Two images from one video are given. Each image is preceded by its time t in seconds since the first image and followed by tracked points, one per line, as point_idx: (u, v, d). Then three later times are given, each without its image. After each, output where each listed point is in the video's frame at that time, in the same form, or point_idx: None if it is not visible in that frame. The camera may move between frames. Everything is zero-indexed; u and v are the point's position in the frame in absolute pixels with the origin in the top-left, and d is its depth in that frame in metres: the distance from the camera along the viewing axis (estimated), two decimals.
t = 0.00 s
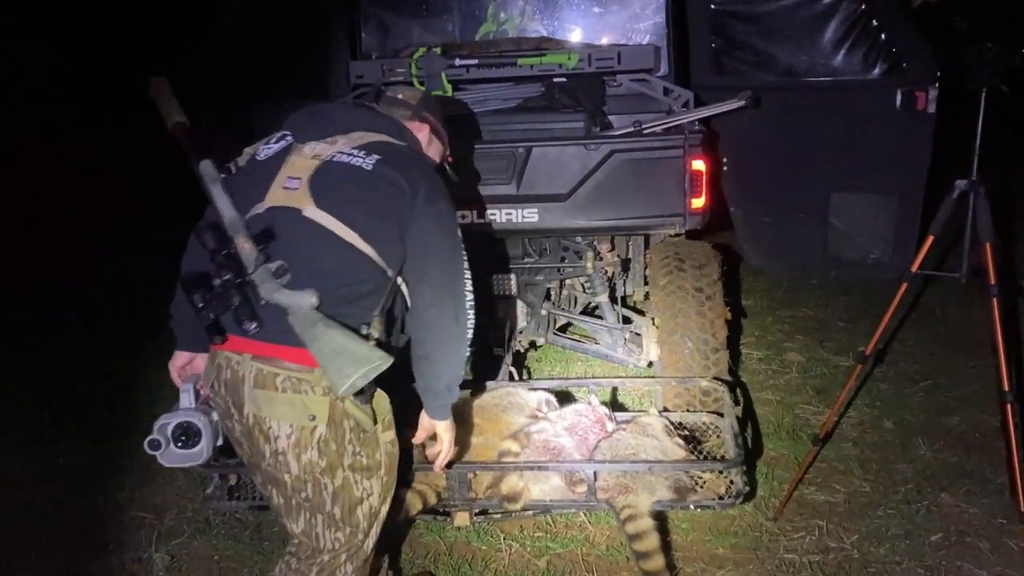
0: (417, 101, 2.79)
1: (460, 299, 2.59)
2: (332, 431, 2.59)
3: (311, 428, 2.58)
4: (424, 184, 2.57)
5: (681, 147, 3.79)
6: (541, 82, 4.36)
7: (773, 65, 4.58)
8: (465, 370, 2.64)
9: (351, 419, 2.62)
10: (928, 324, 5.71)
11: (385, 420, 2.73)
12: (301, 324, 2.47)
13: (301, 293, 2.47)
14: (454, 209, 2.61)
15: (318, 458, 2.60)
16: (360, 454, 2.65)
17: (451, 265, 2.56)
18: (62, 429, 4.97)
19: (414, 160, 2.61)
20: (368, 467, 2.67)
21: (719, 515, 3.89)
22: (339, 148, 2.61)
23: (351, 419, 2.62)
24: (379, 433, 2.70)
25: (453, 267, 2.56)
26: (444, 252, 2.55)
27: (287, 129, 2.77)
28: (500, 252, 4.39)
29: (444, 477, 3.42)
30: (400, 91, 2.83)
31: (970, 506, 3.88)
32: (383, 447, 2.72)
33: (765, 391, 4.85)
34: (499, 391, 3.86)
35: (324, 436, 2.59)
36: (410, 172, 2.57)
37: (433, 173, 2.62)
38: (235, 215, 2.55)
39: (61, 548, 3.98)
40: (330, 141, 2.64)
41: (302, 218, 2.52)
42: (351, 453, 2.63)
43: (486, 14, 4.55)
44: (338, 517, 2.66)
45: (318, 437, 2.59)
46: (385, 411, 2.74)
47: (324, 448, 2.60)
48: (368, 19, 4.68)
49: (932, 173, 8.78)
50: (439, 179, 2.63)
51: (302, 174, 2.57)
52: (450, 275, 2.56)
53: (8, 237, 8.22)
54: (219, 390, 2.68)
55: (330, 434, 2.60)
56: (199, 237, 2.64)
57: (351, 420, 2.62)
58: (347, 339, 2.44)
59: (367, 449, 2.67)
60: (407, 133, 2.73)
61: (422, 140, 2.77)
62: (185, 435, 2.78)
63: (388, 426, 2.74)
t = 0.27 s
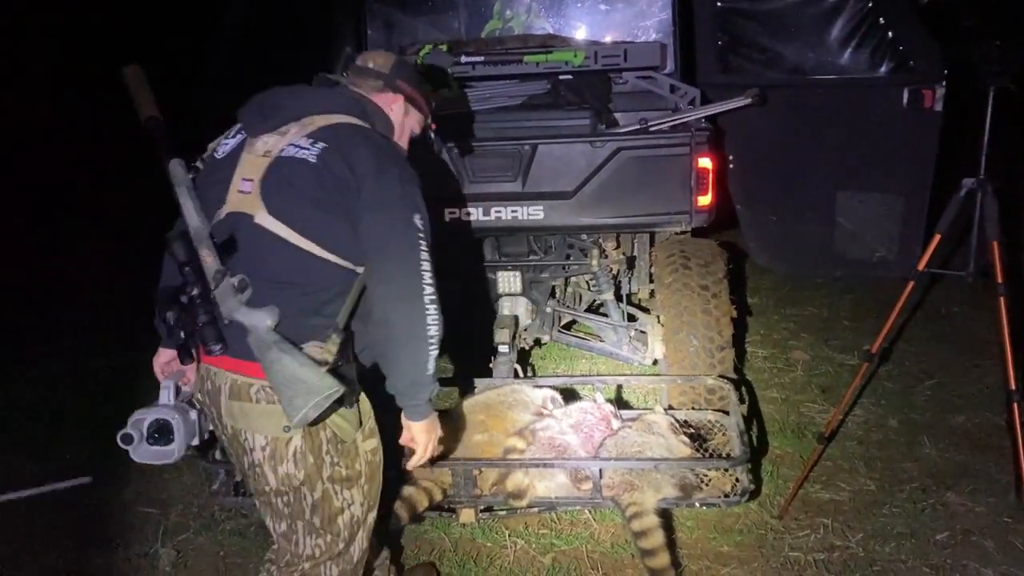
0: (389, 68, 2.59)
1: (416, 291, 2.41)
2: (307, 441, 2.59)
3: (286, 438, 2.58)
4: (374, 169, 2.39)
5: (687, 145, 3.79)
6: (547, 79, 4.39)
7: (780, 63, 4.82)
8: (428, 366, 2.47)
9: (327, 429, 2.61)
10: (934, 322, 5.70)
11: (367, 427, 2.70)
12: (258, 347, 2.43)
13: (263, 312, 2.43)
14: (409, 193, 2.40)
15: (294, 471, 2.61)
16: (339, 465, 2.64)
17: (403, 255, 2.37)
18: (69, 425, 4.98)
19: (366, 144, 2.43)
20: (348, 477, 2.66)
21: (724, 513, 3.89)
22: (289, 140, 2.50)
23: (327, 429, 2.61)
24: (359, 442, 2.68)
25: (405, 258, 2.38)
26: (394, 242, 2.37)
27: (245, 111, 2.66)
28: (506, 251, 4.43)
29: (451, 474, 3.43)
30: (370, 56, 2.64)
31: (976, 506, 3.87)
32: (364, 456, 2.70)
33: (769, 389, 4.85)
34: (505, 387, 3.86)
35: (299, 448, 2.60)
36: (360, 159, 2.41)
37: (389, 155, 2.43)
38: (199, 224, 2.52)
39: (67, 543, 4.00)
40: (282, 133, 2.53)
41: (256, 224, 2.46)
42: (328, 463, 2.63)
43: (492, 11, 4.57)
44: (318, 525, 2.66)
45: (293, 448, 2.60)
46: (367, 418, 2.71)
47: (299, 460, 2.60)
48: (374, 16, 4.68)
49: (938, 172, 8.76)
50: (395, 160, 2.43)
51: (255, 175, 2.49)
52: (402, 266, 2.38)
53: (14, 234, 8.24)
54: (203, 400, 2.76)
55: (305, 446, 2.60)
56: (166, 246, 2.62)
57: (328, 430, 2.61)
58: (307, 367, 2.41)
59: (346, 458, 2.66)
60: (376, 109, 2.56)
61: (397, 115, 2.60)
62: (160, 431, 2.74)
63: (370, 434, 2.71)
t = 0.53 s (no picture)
0: (358, 40, 2.39)
1: (335, 287, 2.19)
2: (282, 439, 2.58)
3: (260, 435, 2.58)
4: (308, 152, 2.21)
5: (687, 141, 3.77)
6: (546, 74, 4.31)
7: (779, 59, 4.84)
8: (348, 370, 2.24)
9: (303, 426, 2.60)
10: (933, 320, 5.70)
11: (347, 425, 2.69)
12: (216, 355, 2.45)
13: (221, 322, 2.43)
14: (342, 180, 2.19)
15: (271, 467, 2.61)
16: (316, 463, 2.63)
17: (323, 247, 2.17)
18: (68, 420, 4.98)
19: (310, 124, 2.24)
20: (326, 475, 2.65)
21: (722, 510, 3.89)
22: (239, 133, 2.36)
23: (303, 428, 2.60)
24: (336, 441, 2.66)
25: (326, 250, 2.17)
26: (313, 231, 2.17)
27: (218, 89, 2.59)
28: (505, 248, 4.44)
29: (449, 469, 3.42)
30: (341, 27, 2.43)
31: (974, 503, 3.87)
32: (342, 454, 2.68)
33: (768, 386, 4.85)
34: (504, 383, 3.87)
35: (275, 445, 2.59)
36: (298, 139, 2.22)
37: (333, 138, 2.22)
38: (180, 226, 2.54)
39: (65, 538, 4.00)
40: (235, 125, 2.39)
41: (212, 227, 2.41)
42: (305, 460, 2.62)
43: (491, 6, 4.57)
44: (297, 522, 2.66)
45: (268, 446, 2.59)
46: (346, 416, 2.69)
47: (275, 457, 2.60)
48: (373, 10, 4.67)
49: (938, 169, 8.77)
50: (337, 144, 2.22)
51: (211, 173, 2.40)
52: (322, 259, 2.17)
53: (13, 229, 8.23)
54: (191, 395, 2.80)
55: (281, 445, 2.59)
56: (155, 248, 2.69)
57: (304, 427, 2.60)
58: (257, 386, 2.39)
59: (325, 456, 2.64)
60: (341, 88, 2.39)
61: (368, 94, 2.44)
62: (143, 409, 2.56)
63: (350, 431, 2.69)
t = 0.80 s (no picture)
0: (335, 29, 2.37)
1: (251, 275, 2.15)
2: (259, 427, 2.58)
3: (238, 422, 2.58)
4: (252, 140, 2.21)
5: (682, 138, 3.78)
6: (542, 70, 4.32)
7: (775, 56, 4.84)
8: (257, 362, 2.20)
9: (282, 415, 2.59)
10: (927, 317, 5.72)
11: (328, 417, 2.66)
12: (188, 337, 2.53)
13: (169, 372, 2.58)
14: (276, 172, 2.18)
15: (248, 455, 2.61)
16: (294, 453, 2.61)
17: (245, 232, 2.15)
18: (62, 416, 4.97)
19: (266, 114, 2.24)
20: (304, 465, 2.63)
21: (717, 507, 3.90)
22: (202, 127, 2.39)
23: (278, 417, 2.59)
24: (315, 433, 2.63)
25: (248, 237, 2.16)
26: (240, 216, 2.16)
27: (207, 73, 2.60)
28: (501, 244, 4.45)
29: (444, 466, 3.42)
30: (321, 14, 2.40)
31: (967, 499, 3.89)
32: (321, 445, 2.65)
33: (763, 382, 4.86)
34: (499, 380, 3.87)
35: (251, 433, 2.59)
36: (248, 126, 2.23)
37: (283, 132, 2.22)
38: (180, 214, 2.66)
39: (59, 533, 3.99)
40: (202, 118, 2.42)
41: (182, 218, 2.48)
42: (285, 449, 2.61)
43: (488, 2, 4.59)
44: (280, 510, 2.66)
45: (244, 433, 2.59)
46: (326, 409, 2.66)
47: (251, 445, 2.60)
48: (368, 5, 4.65)
49: (932, 166, 8.79)
50: (282, 138, 2.22)
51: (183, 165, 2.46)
52: (244, 244, 2.16)
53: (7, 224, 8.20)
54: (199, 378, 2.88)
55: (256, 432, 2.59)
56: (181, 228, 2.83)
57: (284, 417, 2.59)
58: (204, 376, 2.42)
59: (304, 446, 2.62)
60: (314, 80, 2.40)
61: (345, 84, 2.43)
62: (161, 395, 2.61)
63: (331, 424, 2.67)
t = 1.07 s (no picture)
0: (283, 8, 2.39)
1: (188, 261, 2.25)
2: (220, 411, 2.66)
3: (202, 403, 2.68)
4: (187, 129, 2.27)
5: (674, 133, 3.78)
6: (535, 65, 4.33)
7: (769, 51, 4.63)
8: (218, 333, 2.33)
9: (239, 402, 2.64)
10: (917, 311, 5.75)
11: (287, 407, 2.67)
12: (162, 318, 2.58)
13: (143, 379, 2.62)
14: (208, 159, 2.25)
15: (211, 434, 2.69)
16: (253, 440, 2.67)
17: (180, 220, 2.24)
18: (52, 410, 4.95)
19: (205, 102, 2.29)
20: (264, 453, 2.68)
21: (708, 501, 3.91)
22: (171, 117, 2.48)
23: (238, 401, 2.64)
24: (273, 422, 2.66)
25: (183, 225, 2.24)
26: (175, 205, 2.25)
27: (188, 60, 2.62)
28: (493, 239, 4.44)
29: (435, 460, 3.43)
30: None
31: (956, 493, 3.91)
32: (278, 435, 2.68)
33: (753, 377, 4.87)
34: (491, 374, 3.84)
35: (214, 414, 2.67)
36: (188, 114, 2.29)
37: (219, 117, 2.28)
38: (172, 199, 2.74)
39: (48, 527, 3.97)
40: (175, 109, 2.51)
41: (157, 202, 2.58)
42: (243, 436, 2.67)
43: None
44: (242, 496, 2.73)
45: (208, 412, 2.69)
46: (286, 399, 2.66)
47: (213, 424, 2.68)
48: None
49: (923, 161, 8.82)
50: (215, 125, 2.27)
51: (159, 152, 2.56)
52: (179, 232, 2.24)
53: None
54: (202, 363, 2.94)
55: (218, 414, 2.67)
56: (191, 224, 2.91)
57: (244, 405, 2.64)
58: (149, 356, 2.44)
59: (260, 436, 2.67)
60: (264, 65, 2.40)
61: (292, 68, 2.41)
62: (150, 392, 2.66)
63: (289, 414, 2.67)
